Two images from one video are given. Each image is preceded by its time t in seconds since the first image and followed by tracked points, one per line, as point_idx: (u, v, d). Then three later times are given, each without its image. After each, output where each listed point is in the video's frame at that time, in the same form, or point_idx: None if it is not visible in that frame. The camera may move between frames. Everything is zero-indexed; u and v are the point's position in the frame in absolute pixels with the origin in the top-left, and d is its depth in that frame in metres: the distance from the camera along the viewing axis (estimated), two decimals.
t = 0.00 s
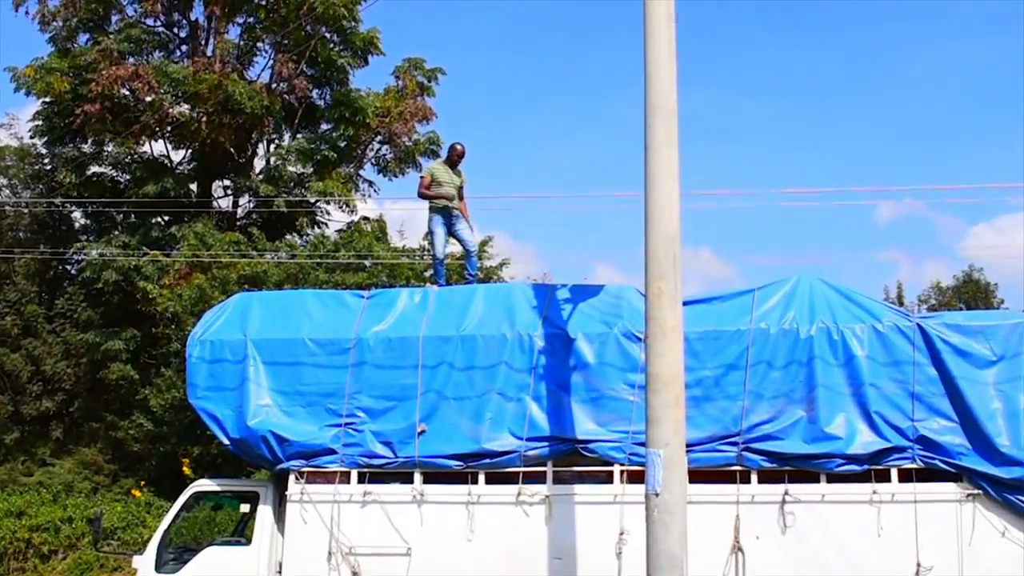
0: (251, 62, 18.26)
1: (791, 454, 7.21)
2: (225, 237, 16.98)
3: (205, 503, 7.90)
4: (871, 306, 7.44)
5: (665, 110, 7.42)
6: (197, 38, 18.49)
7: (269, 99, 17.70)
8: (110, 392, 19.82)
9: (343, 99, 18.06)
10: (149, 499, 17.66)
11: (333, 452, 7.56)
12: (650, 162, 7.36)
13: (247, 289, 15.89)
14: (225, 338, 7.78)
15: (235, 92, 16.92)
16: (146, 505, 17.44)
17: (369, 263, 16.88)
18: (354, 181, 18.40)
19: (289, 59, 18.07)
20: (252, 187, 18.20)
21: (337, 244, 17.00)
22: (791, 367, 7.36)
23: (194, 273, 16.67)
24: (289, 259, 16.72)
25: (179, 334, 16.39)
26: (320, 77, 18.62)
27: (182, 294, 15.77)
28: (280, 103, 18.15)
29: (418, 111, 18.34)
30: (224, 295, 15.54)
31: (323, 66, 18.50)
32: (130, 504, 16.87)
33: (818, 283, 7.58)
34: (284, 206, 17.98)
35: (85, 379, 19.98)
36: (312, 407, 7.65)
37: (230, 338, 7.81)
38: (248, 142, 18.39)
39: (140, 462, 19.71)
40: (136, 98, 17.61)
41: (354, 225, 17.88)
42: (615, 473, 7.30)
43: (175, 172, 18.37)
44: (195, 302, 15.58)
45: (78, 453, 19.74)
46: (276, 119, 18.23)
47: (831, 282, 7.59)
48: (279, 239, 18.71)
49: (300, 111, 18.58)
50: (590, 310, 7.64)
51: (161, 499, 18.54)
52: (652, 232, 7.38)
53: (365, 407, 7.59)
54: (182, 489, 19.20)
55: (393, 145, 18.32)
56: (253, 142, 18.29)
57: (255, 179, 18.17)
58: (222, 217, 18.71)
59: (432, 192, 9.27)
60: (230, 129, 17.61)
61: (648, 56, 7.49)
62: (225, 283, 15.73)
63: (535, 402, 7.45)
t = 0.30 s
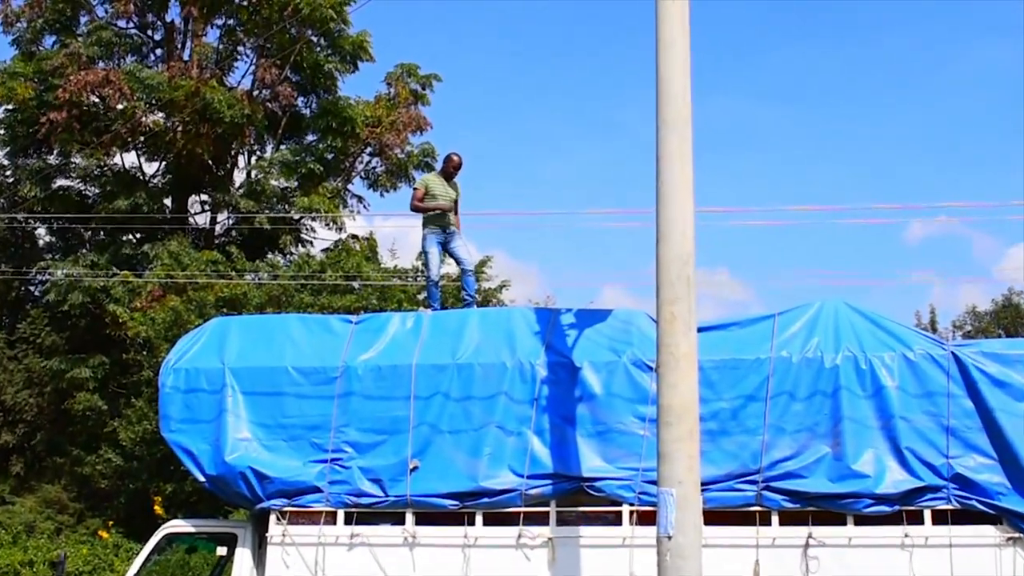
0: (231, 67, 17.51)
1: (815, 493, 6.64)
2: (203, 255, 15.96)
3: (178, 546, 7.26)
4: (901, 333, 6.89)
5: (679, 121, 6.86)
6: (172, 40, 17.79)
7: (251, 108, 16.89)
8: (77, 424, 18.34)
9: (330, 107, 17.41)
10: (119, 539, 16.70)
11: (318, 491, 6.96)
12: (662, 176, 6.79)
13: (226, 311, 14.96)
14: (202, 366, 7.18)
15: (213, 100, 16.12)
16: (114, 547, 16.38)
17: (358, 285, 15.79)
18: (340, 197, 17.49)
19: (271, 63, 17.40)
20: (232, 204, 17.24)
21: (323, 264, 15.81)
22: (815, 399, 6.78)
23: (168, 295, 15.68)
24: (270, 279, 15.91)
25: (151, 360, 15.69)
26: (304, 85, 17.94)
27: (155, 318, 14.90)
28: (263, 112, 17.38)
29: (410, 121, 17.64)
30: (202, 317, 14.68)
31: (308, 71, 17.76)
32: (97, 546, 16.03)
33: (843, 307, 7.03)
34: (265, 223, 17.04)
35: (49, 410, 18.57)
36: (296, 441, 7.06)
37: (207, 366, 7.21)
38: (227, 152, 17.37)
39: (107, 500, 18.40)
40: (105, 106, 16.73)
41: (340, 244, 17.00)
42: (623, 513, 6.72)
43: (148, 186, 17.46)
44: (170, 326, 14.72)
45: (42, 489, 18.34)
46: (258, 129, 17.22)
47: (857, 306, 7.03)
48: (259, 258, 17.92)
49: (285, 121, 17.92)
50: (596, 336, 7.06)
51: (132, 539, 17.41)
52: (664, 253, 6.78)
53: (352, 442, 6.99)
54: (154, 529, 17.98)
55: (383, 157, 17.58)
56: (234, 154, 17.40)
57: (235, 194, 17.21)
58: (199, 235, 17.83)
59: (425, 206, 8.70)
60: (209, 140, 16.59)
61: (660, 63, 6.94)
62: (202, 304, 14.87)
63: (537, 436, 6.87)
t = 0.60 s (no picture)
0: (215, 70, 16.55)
1: (835, 524, 6.24)
2: (183, 268, 14.67)
3: None
4: (927, 353, 6.49)
5: (690, 126, 6.44)
6: (152, 40, 16.90)
7: (235, 111, 15.89)
8: (48, 449, 16.86)
9: (319, 111, 16.18)
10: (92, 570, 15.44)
11: (305, 520, 6.55)
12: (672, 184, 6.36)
13: (209, 328, 13.72)
14: (183, 388, 6.78)
15: (196, 105, 15.24)
16: None
17: (350, 301, 14.22)
18: (332, 208, 16.31)
19: (256, 64, 16.34)
20: (215, 215, 16.10)
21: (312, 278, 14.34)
22: (835, 424, 6.38)
23: (147, 311, 14.42)
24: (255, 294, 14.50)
25: (128, 380, 14.50)
26: (293, 88, 16.95)
27: (134, 337, 13.72)
28: (249, 117, 16.44)
29: (405, 126, 16.46)
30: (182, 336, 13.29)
31: (297, 74, 16.78)
32: None
33: (865, 326, 6.63)
34: (252, 235, 15.86)
35: (19, 433, 17.02)
36: (282, 467, 6.63)
37: (188, 387, 6.81)
38: (211, 160, 16.45)
39: (81, 530, 17.07)
40: (81, 110, 15.79)
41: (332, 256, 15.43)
42: (631, 545, 6.30)
43: (126, 196, 16.49)
44: (148, 344, 13.54)
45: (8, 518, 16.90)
46: (243, 136, 16.34)
47: (880, 324, 6.63)
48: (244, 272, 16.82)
49: (271, 125, 16.88)
50: (602, 357, 6.65)
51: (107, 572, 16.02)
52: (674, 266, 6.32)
53: (343, 468, 6.57)
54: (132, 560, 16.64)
55: (376, 165, 16.22)
56: (218, 161, 16.45)
57: (218, 204, 16.06)
58: (180, 246, 16.91)
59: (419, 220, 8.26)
60: (191, 146, 15.75)
61: (670, 66, 6.54)
62: (184, 319, 13.58)
63: (539, 463, 6.45)
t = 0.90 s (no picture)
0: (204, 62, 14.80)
1: (858, 543, 5.89)
2: (167, 271, 13.15)
3: None
4: (956, 362, 6.12)
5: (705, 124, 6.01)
6: (135, 30, 15.31)
7: (224, 104, 14.22)
8: (23, 462, 14.91)
9: (311, 104, 14.59)
10: None
11: (297, 537, 6.18)
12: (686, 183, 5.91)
13: (195, 336, 12.18)
14: (167, 397, 6.41)
15: (182, 98, 13.62)
16: None
17: (344, 307, 12.80)
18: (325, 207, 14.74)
19: (246, 55, 14.73)
20: (202, 214, 14.41)
21: (304, 282, 13.02)
22: (858, 437, 6.02)
23: (129, 317, 12.79)
24: (246, 298, 13.14)
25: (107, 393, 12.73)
26: (285, 82, 15.24)
27: (113, 344, 12.19)
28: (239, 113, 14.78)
29: (402, 121, 14.92)
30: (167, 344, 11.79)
31: (288, 66, 15.16)
32: None
33: (890, 333, 6.25)
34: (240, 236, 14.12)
35: None
36: (272, 482, 6.26)
37: (173, 397, 6.44)
38: (198, 156, 14.67)
39: (60, 548, 15.09)
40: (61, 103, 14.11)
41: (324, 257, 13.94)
42: (642, 564, 5.95)
43: (108, 195, 14.76)
44: (131, 352, 11.89)
45: None
46: (233, 132, 14.67)
47: (906, 331, 6.25)
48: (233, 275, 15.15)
49: (262, 119, 15.16)
50: (611, 365, 6.29)
51: None
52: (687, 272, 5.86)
53: (337, 482, 6.20)
54: None
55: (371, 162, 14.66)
56: (206, 157, 14.69)
57: (205, 203, 14.44)
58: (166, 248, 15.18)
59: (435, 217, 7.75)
60: (177, 142, 14.04)
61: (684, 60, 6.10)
62: (167, 324, 12.08)
63: (544, 477, 6.08)
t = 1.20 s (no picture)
0: (189, 51, 13.27)
1: (882, 563, 5.56)
2: (149, 274, 12.26)
3: None
4: (986, 371, 5.78)
5: (720, 114, 5.31)
6: (117, 16, 13.57)
7: (210, 98, 12.72)
8: None
9: (303, 98, 13.32)
10: None
11: (287, 556, 5.83)
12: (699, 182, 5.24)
13: (180, 342, 11.53)
14: (150, 408, 6.07)
15: (167, 90, 12.18)
16: None
17: (337, 312, 12.13)
18: (318, 207, 13.62)
19: (234, 44, 13.18)
20: (188, 214, 13.22)
21: (296, 285, 12.27)
22: (882, 451, 5.68)
23: (111, 322, 11.77)
24: (234, 302, 12.34)
25: (88, 403, 11.61)
26: (275, 74, 13.67)
27: (93, 350, 11.33)
28: (225, 106, 13.22)
29: (399, 115, 13.57)
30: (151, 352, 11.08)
31: (278, 56, 13.56)
32: None
33: (916, 341, 5.91)
34: (228, 237, 13.03)
35: None
36: (261, 497, 5.91)
37: (157, 407, 6.10)
38: (182, 152, 13.25)
39: (36, 567, 12.90)
40: (37, 96, 12.65)
41: (316, 258, 13.15)
42: None
43: (88, 191, 13.17)
44: (111, 359, 11.16)
45: None
46: (218, 125, 13.02)
47: (933, 339, 5.91)
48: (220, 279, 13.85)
49: (251, 112, 13.65)
50: (620, 375, 5.94)
51: None
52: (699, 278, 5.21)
53: (329, 498, 5.85)
54: None
55: (367, 158, 13.59)
56: (190, 152, 13.23)
57: (190, 200, 13.22)
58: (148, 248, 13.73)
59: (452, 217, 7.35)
60: (161, 137, 12.64)
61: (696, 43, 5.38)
62: (149, 330, 11.35)
63: (549, 493, 5.73)
